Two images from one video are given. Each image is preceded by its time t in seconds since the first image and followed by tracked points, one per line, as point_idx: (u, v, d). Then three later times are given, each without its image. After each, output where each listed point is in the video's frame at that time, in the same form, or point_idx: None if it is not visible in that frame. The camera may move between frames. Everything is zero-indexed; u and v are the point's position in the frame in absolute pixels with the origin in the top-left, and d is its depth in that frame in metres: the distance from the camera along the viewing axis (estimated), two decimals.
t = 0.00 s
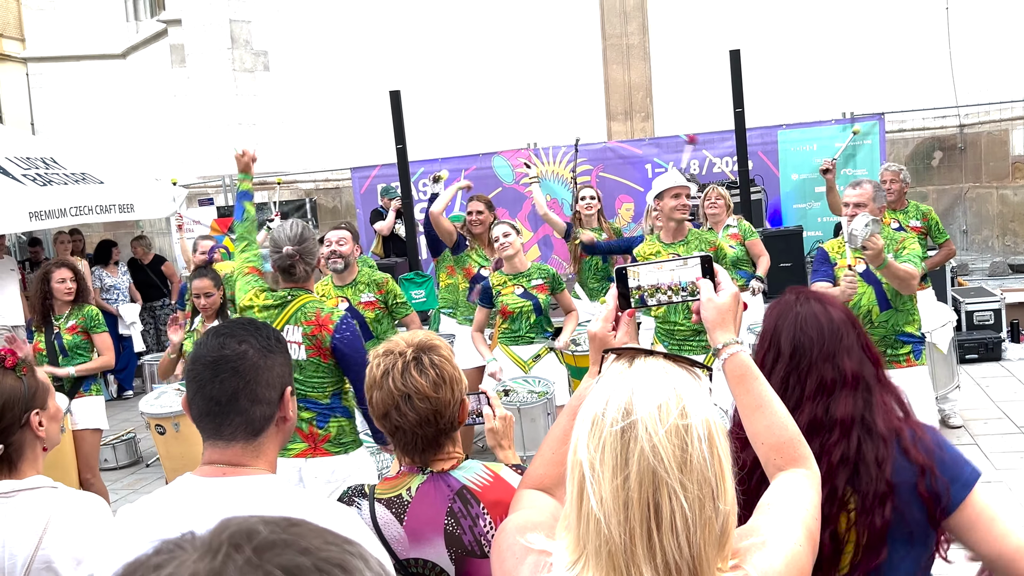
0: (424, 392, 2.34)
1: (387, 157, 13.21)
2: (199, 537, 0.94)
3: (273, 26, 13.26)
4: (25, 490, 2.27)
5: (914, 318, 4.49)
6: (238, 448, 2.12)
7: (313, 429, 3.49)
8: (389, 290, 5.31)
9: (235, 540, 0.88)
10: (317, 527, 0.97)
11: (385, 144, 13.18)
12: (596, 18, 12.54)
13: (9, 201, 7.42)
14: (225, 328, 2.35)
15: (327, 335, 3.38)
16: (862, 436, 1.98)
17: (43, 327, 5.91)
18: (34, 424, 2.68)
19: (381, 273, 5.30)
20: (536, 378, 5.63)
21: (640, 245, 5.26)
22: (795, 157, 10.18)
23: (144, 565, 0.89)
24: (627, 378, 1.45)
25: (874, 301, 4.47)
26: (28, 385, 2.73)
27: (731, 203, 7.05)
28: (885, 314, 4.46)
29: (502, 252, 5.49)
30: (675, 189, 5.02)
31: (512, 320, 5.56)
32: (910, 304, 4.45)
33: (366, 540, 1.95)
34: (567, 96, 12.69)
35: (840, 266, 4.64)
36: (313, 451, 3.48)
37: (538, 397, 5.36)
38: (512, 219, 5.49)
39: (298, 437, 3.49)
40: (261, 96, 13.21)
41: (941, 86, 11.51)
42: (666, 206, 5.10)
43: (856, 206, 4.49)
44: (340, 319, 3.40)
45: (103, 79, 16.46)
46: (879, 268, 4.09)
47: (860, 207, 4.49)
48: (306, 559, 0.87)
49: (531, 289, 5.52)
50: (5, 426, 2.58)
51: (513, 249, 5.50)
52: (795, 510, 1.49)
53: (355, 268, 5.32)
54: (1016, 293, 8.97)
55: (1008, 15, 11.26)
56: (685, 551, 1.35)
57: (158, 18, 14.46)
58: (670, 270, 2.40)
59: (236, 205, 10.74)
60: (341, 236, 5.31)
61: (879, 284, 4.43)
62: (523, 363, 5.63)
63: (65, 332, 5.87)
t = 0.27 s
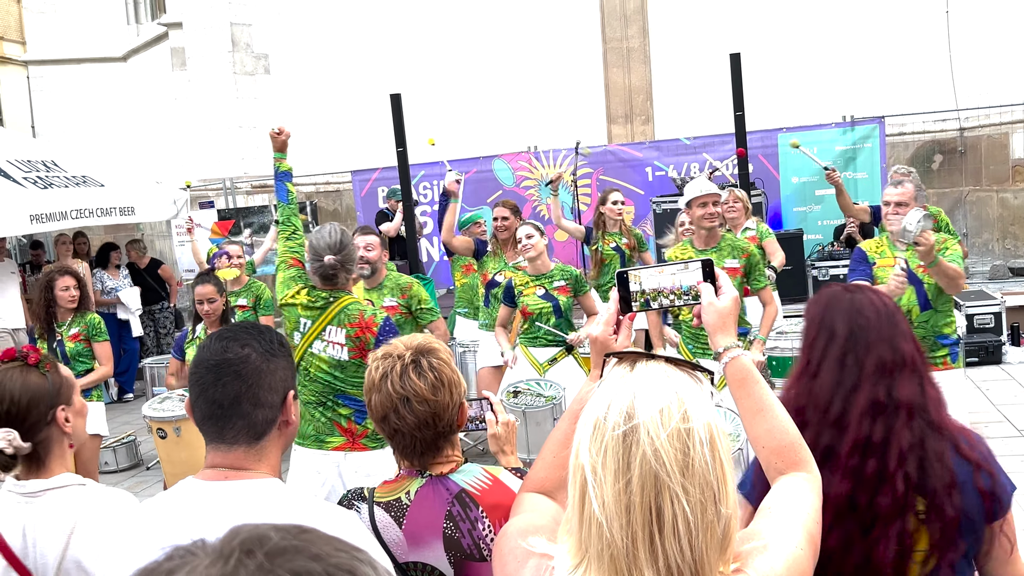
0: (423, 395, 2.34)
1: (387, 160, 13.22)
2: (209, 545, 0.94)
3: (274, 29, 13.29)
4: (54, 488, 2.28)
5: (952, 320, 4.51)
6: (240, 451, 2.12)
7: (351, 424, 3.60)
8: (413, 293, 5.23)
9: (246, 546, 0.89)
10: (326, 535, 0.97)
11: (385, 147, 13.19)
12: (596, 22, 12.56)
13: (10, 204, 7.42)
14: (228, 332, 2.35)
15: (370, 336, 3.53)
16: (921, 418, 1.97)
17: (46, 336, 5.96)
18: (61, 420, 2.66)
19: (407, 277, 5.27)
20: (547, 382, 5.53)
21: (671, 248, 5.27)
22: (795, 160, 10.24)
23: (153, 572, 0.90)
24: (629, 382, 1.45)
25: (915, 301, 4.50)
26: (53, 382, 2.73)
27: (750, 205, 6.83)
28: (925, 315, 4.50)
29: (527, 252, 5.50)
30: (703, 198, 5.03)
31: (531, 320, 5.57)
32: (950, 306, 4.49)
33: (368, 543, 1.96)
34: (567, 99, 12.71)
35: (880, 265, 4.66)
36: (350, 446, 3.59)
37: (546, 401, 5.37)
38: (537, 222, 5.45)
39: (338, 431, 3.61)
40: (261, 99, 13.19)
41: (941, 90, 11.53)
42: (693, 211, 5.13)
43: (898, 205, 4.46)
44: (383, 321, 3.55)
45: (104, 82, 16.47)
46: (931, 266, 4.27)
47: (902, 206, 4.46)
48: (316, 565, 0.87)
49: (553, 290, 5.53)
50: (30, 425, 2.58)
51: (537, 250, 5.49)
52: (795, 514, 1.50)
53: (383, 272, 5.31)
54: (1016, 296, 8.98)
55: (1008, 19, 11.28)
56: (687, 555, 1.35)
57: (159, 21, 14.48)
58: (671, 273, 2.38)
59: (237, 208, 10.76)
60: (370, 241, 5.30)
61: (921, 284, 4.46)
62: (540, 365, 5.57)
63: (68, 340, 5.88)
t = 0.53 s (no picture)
0: (422, 397, 2.35)
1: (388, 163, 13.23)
2: (211, 548, 0.95)
3: (275, 32, 13.30)
4: (95, 489, 2.43)
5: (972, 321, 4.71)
6: (243, 453, 2.13)
7: (350, 423, 3.60)
8: (445, 294, 5.43)
9: (247, 551, 0.89)
10: (327, 538, 0.98)
11: (386, 150, 13.20)
12: (597, 25, 12.58)
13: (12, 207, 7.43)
14: (231, 334, 2.35)
15: (374, 335, 3.61)
16: (999, 440, 1.99)
17: (47, 336, 5.94)
18: (101, 424, 2.67)
19: (440, 276, 5.46)
20: (552, 384, 5.43)
21: (700, 240, 5.35)
22: (795, 164, 10.20)
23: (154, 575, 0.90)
24: (631, 385, 1.46)
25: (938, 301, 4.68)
26: (94, 385, 2.70)
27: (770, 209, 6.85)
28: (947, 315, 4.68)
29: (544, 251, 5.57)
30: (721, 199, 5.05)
31: (540, 320, 5.70)
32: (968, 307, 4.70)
33: (368, 544, 1.96)
34: (568, 102, 12.72)
35: (901, 265, 4.74)
36: (348, 445, 3.59)
37: (547, 403, 5.21)
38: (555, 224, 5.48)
39: (334, 429, 3.61)
40: (262, 102, 13.23)
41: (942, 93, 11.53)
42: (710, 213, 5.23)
43: (920, 204, 4.57)
44: (385, 322, 3.65)
45: (105, 84, 16.48)
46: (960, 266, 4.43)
47: (924, 206, 4.58)
48: (315, 568, 0.88)
49: (564, 292, 5.64)
50: (72, 430, 2.59)
51: (555, 249, 5.56)
52: (797, 516, 1.50)
53: (417, 267, 5.51)
54: (1017, 300, 8.97)
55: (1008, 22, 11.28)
56: (689, 557, 1.36)
57: (160, 24, 14.50)
58: (673, 276, 2.39)
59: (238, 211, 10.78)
60: (404, 233, 5.53)
61: (944, 286, 4.64)
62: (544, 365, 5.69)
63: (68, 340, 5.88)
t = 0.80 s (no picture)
0: (426, 399, 2.35)
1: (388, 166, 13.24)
2: (226, 546, 0.95)
3: (276, 34, 13.33)
4: (104, 496, 2.45)
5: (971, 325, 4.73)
6: (247, 456, 2.14)
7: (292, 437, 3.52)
8: (460, 301, 5.62)
9: (260, 549, 0.90)
10: (342, 536, 0.99)
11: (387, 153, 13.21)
12: (598, 28, 12.60)
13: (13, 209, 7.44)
14: (236, 338, 2.36)
15: (315, 350, 3.37)
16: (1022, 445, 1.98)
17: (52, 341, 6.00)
18: (109, 427, 2.70)
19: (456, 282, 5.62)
20: (549, 388, 5.43)
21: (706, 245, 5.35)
22: (796, 167, 10.25)
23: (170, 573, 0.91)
24: (634, 389, 1.46)
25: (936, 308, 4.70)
26: (102, 388, 2.73)
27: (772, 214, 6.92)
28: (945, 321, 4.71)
29: (551, 255, 5.63)
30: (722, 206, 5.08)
31: (542, 322, 5.74)
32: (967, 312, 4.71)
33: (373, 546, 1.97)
34: (569, 105, 12.74)
35: (897, 272, 4.73)
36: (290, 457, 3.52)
37: (547, 408, 5.19)
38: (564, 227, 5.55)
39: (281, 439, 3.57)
40: (264, 104, 13.31)
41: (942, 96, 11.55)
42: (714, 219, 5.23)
43: (914, 212, 4.55)
44: (330, 335, 3.36)
45: (106, 86, 16.50)
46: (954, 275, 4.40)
47: (918, 213, 4.55)
48: (329, 568, 0.88)
49: (568, 297, 5.68)
50: (80, 433, 2.60)
51: (562, 253, 5.62)
52: (800, 521, 1.51)
53: (432, 270, 5.57)
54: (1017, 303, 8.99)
55: (1008, 26, 11.31)
56: (692, 561, 1.37)
57: (161, 27, 14.54)
58: (675, 281, 2.41)
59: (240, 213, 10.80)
60: (421, 237, 5.54)
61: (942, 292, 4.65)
62: (541, 367, 5.66)
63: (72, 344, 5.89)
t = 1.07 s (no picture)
0: (431, 399, 2.37)
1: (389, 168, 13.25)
2: (229, 559, 0.95)
3: (277, 36, 13.34)
4: (81, 495, 2.38)
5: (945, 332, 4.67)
6: (251, 459, 2.14)
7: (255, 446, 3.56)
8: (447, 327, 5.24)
9: (263, 563, 0.90)
10: (345, 548, 1.00)
11: (388, 154, 13.21)
12: (599, 31, 12.61)
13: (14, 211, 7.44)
14: (240, 340, 2.37)
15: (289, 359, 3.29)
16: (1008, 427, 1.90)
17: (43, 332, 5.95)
18: (87, 425, 2.68)
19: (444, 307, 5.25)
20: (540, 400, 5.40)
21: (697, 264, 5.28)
22: (796, 170, 10.23)
23: None
24: (638, 393, 1.47)
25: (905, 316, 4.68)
26: (80, 387, 2.72)
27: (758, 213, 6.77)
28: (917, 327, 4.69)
29: (537, 277, 5.56)
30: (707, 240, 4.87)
31: (529, 346, 5.70)
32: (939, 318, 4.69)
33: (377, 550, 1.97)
34: (570, 107, 12.75)
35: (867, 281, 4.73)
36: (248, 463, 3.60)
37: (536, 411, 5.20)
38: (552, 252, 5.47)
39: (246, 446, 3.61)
40: (265, 106, 13.33)
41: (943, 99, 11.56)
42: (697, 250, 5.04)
43: (881, 222, 4.59)
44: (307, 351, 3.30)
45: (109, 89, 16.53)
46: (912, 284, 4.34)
47: (885, 223, 4.59)
48: None
49: (553, 319, 5.65)
50: (58, 430, 2.59)
51: (548, 276, 5.56)
52: (804, 524, 1.52)
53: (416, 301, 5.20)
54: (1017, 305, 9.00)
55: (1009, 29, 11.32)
56: (695, 564, 1.37)
57: (162, 29, 14.55)
58: (679, 283, 2.39)
59: (241, 215, 10.81)
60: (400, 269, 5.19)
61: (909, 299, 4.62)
62: (534, 387, 5.68)
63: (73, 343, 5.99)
